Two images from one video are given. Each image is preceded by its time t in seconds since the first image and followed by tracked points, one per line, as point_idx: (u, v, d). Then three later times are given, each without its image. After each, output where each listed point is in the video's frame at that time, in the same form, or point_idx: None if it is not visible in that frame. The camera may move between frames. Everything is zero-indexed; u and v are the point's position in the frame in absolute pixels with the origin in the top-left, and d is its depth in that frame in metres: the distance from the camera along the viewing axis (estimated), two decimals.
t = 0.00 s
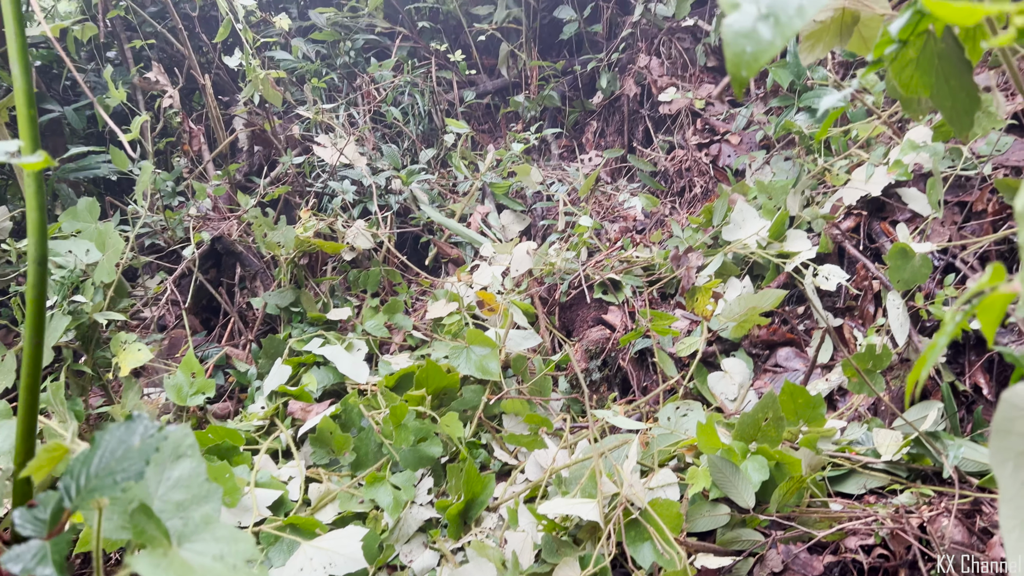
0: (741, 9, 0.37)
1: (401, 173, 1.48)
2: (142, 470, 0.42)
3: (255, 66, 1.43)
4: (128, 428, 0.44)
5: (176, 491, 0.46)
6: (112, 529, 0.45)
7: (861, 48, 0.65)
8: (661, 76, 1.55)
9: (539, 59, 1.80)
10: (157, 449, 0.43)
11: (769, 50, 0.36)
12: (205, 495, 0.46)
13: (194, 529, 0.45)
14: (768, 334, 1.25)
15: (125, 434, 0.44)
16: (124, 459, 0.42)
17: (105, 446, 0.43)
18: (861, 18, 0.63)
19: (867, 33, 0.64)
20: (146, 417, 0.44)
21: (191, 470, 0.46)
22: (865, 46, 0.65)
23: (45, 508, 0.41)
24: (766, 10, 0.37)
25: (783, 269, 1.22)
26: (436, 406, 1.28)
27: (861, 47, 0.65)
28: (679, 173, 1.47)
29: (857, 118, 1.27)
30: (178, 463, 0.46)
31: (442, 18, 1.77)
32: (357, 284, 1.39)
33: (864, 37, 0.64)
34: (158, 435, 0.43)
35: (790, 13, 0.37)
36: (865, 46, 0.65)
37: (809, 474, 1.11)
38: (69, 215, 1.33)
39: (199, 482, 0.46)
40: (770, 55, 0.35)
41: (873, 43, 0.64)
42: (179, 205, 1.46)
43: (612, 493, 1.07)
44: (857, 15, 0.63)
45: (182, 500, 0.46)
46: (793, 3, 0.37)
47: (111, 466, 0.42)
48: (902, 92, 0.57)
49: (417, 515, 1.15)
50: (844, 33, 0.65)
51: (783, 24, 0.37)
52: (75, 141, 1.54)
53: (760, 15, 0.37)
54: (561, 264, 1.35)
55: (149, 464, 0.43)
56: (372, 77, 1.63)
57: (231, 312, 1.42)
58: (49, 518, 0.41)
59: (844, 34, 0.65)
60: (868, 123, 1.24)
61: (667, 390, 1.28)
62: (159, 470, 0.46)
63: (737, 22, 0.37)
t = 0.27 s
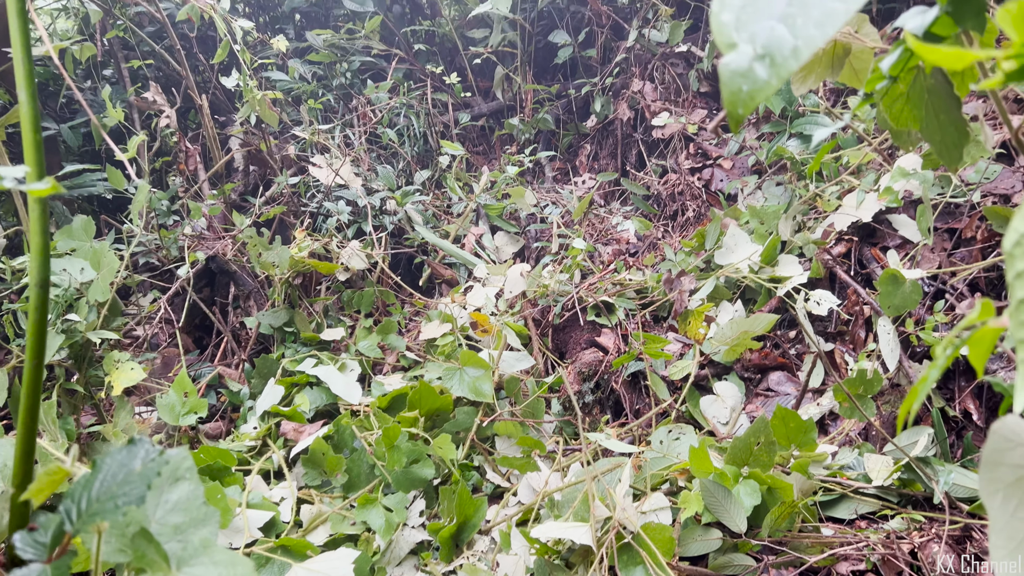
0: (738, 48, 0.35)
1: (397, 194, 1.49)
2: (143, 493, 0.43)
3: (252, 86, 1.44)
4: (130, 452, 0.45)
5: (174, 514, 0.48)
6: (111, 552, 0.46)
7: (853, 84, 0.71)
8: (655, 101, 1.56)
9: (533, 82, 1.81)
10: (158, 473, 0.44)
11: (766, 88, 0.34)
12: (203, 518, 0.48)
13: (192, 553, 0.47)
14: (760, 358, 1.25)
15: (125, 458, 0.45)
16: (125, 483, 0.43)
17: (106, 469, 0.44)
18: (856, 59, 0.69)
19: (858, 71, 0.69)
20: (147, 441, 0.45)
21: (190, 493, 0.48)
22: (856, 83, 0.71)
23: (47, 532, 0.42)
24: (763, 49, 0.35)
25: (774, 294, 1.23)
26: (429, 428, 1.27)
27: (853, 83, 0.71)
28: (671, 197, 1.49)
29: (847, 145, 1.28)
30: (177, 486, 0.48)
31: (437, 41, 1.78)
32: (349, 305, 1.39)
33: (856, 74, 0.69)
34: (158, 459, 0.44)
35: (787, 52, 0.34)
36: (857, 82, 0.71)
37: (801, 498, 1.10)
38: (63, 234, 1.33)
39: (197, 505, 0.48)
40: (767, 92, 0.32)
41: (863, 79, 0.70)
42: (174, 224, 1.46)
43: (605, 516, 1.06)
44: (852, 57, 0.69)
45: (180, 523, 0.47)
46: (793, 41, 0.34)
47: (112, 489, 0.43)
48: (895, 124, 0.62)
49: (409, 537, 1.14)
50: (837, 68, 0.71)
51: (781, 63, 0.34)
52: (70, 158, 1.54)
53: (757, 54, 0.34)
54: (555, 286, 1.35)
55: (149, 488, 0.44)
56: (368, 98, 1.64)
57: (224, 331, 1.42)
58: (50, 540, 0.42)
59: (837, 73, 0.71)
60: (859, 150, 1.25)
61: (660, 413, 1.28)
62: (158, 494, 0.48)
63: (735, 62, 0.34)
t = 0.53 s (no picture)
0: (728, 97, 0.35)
1: (390, 217, 1.50)
2: (138, 528, 0.43)
3: (247, 109, 1.45)
4: (125, 484, 0.44)
5: (165, 545, 0.50)
6: None
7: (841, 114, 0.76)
8: (646, 127, 1.58)
9: (526, 107, 1.82)
10: (153, 506, 0.43)
11: (754, 136, 0.33)
12: (193, 548, 0.50)
13: None
14: (751, 384, 1.25)
15: (121, 490, 0.44)
16: (120, 516, 0.43)
17: (102, 500, 0.44)
18: (843, 93, 0.73)
19: (846, 103, 0.74)
20: (142, 474, 0.45)
21: (182, 523, 0.50)
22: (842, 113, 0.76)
23: (42, 564, 0.41)
24: (752, 98, 0.34)
25: (764, 320, 1.23)
26: (420, 452, 1.26)
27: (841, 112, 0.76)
28: (662, 222, 1.49)
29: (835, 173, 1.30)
30: (169, 517, 0.50)
31: (432, 64, 1.80)
32: (342, 327, 1.39)
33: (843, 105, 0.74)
34: (154, 492, 0.44)
35: (777, 102, 0.34)
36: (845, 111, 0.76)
37: (791, 525, 1.09)
38: (56, 254, 1.33)
39: (188, 536, 0.50)
40: (756, 144, 0.33)
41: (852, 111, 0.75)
42: (167, 245, 1.46)
43: (595, 544, 1.03)
44: (840, 90, 0.74)
45: (172, 554, 0.49)
46: (780, 91, 0.34)
47: (108, 522, 0.43)
48: (881, 160, 0.63)
49: (399, 563, 1.12)
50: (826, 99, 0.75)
51: (769, 113, 0.34)
52: (63, 177, 1.54)
53: (746, 102, 0.34)
54: (547, 310, 1.36)
55: (146, 521, 0.43)
56: (362, 121, 1.65)
57: (215, 353, 1.42)
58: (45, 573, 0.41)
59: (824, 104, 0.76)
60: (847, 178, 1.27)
61: (650, 439, 1.27)
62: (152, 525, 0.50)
63: (723, 111, 0.34)
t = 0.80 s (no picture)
0: (716, 144, 0.36)
1: (381, 239, 1.50)
2: (122, 568, 0.49)
3: (240, 131, 1.45)
4: (111, 524, 0.51)
5: None
6: None
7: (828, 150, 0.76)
8: (636, 152, 1.59)
9: (518, 131, 1.83)
10: (137, 546, 0.51)
11: (742, 183, 0.34)
12: None
13: None
14: (739, 411, 1.25)
15: (107, 530, 0.51)
16: (105, 556, 0.49)
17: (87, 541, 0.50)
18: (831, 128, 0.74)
19: (833, 139, 0.75)
20: (127, 516, 0.52)
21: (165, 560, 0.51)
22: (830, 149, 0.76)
23: None
24: (741, 146, 0.35)
25: (753, 346, 1.23)
26: (408, 478, 1.25)
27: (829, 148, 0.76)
28: (652, 247, 1.49)
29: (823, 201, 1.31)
30: (155, 552, 0.51)
31: (424, 87, 1.82)
32: (332, 350, 1.39)
33: (829, 139, 0.74)
34: (140, 533, 0.51)
35: (763, 151, 0.35)
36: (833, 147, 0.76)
37: (779, 555, 1.07)
38: (45, 275, 1.32)
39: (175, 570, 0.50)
40: (743, 191, 0.34)
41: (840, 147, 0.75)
42: (156, 266, 1.46)
43: (584, 573, 1.01)
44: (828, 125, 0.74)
45: None
46: (767, 141, 0.35)
47: (93, 563, 0.49)
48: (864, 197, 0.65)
49: None
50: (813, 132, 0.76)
51: (757, 162, 0.35)
52: (53, 197, 1.54)
53: (734, 151, 0.35)
54: (537, 334, 1.36)
55: (130, 562, 0.50)
56: (355, 144, 1.66)
57: (203, 375, 1.41)
58: None
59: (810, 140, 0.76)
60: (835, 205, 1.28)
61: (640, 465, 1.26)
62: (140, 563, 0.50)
63: (711, 159, 0.35)
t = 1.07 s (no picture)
0: (710, 178, 0.37)
1: (371, 257, 1.49)
2: None
3: (230, 148, 1.45)
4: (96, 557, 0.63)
5: None
6: None
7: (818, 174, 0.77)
8: (627, 172, 1.58)
9: (509, 149, 1.82)
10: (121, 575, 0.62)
11: (735, 219, 0.35)
12: None
13: None
14: (729, 432, 1.25)
15: (93, 563, 0.62)
16: None
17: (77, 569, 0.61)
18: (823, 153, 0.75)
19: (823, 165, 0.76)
20: (113, 550, 0.63)
21: None
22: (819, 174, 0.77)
23: None
24: (734, 182, 0.36)
25: (743, 367, 1.23)
26: (396, 499, 1.22)
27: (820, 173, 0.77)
28: (642, 267, 1.48)
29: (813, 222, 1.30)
30: None
31: (416, 105, 1.82)
32: (320, 368, 1.39)
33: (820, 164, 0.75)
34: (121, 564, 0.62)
35: (756, 187, 0.36)
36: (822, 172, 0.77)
37: None
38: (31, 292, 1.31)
39: None
40: (736, 228, 0.34)
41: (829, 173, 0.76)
42: (144, 283, 1.45)
43: None
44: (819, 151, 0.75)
45: None
46: (760, 177, 0.36)
47: None
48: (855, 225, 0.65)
49: None
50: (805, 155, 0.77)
51: (750, 198, 0.35)
52: (40, 211, 1.53)
53: (727, 186, 0.36)
54: (527, 354, 1.35)
55: None
56: (345, 161, 1.65)
57: (190, 394, 1.40)
58: None
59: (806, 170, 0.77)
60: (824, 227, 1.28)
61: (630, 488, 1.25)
62: None
63: (705, 193, 0.36)
